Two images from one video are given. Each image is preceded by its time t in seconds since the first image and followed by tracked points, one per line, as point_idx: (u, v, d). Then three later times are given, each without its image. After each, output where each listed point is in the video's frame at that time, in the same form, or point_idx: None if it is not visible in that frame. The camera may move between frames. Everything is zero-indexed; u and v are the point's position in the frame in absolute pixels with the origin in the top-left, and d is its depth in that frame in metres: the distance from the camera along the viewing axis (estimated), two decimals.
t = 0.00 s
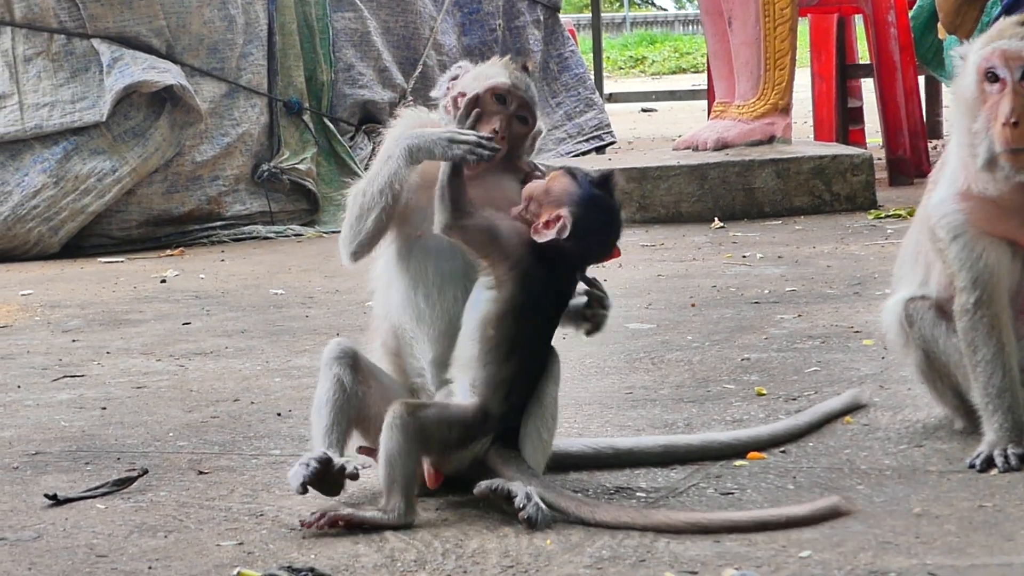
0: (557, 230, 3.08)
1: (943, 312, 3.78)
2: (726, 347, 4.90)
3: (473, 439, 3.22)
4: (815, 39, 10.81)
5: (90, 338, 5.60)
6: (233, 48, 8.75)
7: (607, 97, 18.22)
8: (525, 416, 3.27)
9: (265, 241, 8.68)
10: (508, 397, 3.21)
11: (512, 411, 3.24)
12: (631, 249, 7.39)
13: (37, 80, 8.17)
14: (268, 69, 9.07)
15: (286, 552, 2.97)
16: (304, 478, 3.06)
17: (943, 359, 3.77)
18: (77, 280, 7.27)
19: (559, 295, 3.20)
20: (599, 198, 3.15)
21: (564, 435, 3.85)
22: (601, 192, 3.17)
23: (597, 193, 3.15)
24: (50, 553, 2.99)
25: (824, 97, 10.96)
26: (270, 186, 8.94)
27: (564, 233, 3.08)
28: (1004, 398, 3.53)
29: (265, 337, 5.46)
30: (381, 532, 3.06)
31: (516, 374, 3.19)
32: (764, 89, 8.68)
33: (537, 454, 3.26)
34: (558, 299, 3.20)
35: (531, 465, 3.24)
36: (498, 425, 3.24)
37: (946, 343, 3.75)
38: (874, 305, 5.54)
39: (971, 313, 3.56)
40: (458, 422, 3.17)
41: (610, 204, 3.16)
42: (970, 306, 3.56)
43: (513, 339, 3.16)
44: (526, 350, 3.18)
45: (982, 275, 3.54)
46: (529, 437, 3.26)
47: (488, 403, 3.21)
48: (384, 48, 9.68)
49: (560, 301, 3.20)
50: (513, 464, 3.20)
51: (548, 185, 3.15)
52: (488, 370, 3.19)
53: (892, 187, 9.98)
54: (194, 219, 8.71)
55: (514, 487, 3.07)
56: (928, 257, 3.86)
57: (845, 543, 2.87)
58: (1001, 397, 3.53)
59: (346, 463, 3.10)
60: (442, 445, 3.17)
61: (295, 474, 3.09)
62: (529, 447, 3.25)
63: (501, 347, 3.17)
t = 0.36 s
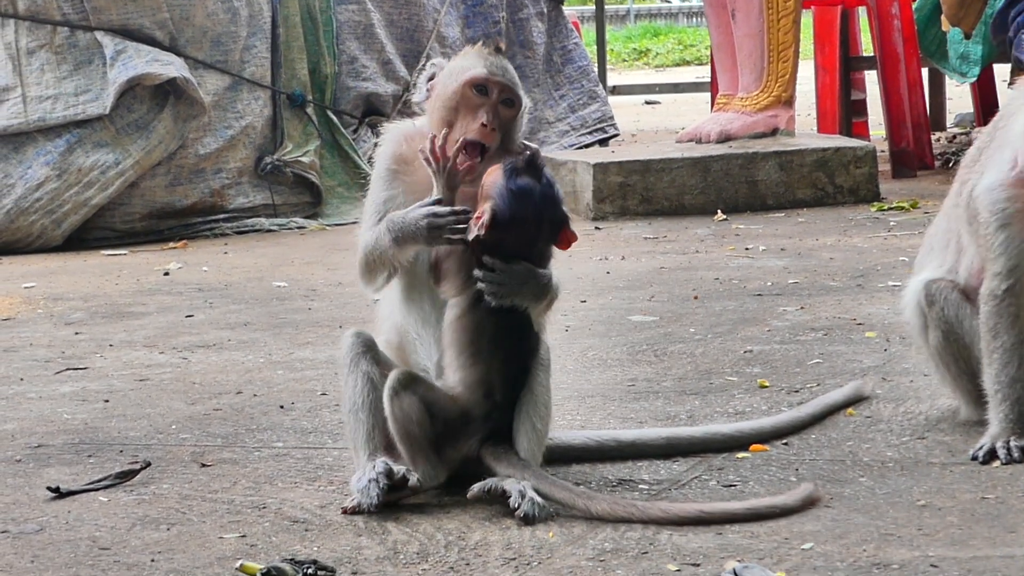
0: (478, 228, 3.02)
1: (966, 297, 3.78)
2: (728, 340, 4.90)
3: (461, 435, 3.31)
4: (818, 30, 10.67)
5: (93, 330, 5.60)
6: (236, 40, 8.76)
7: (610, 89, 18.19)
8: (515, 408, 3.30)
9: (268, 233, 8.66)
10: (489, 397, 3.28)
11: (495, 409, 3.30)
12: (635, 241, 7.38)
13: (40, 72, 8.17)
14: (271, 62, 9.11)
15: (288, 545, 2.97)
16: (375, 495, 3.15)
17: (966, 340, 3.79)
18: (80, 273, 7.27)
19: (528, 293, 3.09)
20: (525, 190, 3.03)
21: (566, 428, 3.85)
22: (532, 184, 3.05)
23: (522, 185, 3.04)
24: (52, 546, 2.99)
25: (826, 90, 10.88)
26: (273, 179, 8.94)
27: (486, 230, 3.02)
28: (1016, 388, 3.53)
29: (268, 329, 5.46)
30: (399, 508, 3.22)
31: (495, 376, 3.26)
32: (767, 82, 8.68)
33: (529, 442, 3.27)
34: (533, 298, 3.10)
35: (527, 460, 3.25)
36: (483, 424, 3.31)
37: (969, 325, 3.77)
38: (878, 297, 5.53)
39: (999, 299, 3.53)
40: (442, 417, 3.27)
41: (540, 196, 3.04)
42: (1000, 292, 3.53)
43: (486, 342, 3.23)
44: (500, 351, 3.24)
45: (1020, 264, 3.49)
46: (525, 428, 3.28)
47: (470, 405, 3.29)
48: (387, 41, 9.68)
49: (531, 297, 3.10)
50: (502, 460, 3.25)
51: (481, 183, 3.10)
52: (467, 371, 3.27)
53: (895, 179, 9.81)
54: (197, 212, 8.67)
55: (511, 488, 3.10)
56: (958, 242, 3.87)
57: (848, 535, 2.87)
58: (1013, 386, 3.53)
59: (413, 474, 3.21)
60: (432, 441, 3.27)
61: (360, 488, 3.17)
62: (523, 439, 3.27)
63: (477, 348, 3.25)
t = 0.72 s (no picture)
0: (490, 257, 3.03)
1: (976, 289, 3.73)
2: (728, 335, 4.90)
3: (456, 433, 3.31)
4: (819, 27, 10.62)
5: (93, 325, 5.60)
6: (237, 35, 8.77)
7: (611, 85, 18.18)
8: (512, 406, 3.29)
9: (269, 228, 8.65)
10: (486, 403, 3.28)
11: (493, 414, 3.31)
12: (635, 236, 7.38)
13: (41, 66, 8.17)
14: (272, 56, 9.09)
15: (288, 539, 2.97)
16: (381, 488, 3.15)
17: (973, 335, 3.75)
18: (80, 267, 7.27)
19: (532, 308, 3.11)
20: (539, 223, 3.03)
21: (566, 423, 3.85)
22: (547, 214, 3.04)
23: (536, 217, 3.02)
24: (52, 540, 2.99)
25: (826, 87, 10.87)
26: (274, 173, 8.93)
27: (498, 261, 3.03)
28: None
29: (268, 324, 5.46)
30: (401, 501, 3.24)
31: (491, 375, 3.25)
32: (767, 78, 8.68)
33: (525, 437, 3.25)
34: (536, 310, 3.12)
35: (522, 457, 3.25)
36: (479, 426, 3.31)
37: (980, 320, 3.72)
38: (877, 293, 5.54)
39: None
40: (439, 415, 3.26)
41: (554, 227, 3.04)
42: None
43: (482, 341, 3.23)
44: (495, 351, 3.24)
45: None
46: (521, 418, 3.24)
47: (465, 406, 3.28)
48: (387, 36, 9.69)
49: (535, 309, 3.12)
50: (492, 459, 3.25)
51: (494, 204, 3.08)
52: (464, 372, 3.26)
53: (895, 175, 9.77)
54: (197, 206, 8.67)
55: (502, 488, 3.10)
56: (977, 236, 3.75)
57: (848, 531, 2.87)
58: None
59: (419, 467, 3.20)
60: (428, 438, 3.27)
61: (365, 478, 3.17)
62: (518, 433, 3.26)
63: (476, 350, 3.24)
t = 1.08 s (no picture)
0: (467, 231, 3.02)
1: (965, 299, 3.73)
2: (726, 332, 4.90)
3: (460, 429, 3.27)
4: (818, 24, 10.64)
5: (92, 320, 5.60)
6: (236, 31, 8.76)
7: (609, 82, 18.17)
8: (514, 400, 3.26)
9: (267, 224, 8.64)
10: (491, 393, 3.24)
11: (497, 404, 3.27)
12: (634, 233, 7.38)
13: (40, 62, 8.17)
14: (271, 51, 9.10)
15: (287, 536, 2.97)
16: (386, 494, 3.16)
17: (965, 341, 3.74)
18: (79, 262, 7.27)
19: (525, 300, 3.06)
20: (506, 183, 3.01)
21: (564, 421, 3.85)
22: (512, 173, 3.01)
23: (498, 176, 3.00)
24: (51, 536, 2.99)
25: (826, 84, 10.83)
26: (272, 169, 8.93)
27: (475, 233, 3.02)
28: None
29: (266, 320, 5.46)
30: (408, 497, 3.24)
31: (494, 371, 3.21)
32: (767, 74, 8.66)
33: (525, 433, 3.25)
34: (528, 305, 3.07)
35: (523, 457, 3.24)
36: (485, 416, 3.27)
37: (970, 327, 3.72)
38: (875, 290, 5.54)
39: None
40: (443, 417, 3.22)
41: (521, 186, 3.02)
42: None
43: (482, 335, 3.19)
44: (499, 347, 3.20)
45: None
46: (523, 413, 3.24)
47: (471, 399, 3.23)
48: (386, 32, 9.69)
49: (527, 304, 3.07)
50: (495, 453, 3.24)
51: (456, 173, 3.06)
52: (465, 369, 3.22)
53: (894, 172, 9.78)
54: (196, 202, 8.66)
55: (501, 484, 3.10)
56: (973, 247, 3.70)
57: (846, 529, 2.87)
58: None
59: (423, 473, 3.22)
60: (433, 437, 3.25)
61: (369, 479, 3.18)
62: (520, 429, 3.25)
63: (476, 347, 3.21)
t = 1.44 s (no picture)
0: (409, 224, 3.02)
1: (965, 300, 3.72)
2: (725, 332, 4.90)
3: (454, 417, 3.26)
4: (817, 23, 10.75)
5: (90, 319, 5.59)
6: (234, 29, 8.74)
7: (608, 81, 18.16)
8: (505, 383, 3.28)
9: (266, 222, 8.63)
10: (479, 370, 3.24)
11: (490, 379, 3.27)
12: (632, 232, 7.37)
13: (39, 60, 8.16)
14: (269, 50, 9.08)
15: (285, 534, 2.97)
16: (382, 492, 3.17)
17: (964, 341, 3.74)
18: (77, 261, 7.26)
19: (485, 269, 3.09)
20: (430, 164, 3.04)
21: (562, 420, 3.85)
22: (429, 153, 3.04)
23: (422, 160, 3.03)
24: (49, 535, 2.99)
25: (825, 84, 10.90)
26: (271, 168, 8.92)
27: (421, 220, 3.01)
28: None
29: (265, 319, 5.45)
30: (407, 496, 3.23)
31: (478, 350, 3.23)
32: (766, 73, 8.67)
33: (523, 424, 3.24)
34: (489, 275, 3.10)
35: (517, 447, 3.23)
36: (479, 397, 3.27)
37: (968, 327, 3.72)
38: (874, 290, 5.54)
39: None
40: (434, 408, 3.22)
41: (442, 160, 3.05)
42: None
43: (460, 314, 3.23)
44: (480, 325, 3.24)
45: None
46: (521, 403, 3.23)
47: (459, 381, 3.24)
48: (385, 31, 9.69)
49: (488, 274, 3.10)
50: (494, 439, 3.25)
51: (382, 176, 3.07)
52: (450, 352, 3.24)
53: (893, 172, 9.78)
54: (195, 201, 8.66)
55: (498, 484, 3.11)
56: (973, 247, 3.70)
57: (844, 528, 2.87)
58: None
59: (418, 472, 3.21)
60: (428, 429, 3.25)
61: (365, 476, 3.18)
62: (518, 420, 3.24)
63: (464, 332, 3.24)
